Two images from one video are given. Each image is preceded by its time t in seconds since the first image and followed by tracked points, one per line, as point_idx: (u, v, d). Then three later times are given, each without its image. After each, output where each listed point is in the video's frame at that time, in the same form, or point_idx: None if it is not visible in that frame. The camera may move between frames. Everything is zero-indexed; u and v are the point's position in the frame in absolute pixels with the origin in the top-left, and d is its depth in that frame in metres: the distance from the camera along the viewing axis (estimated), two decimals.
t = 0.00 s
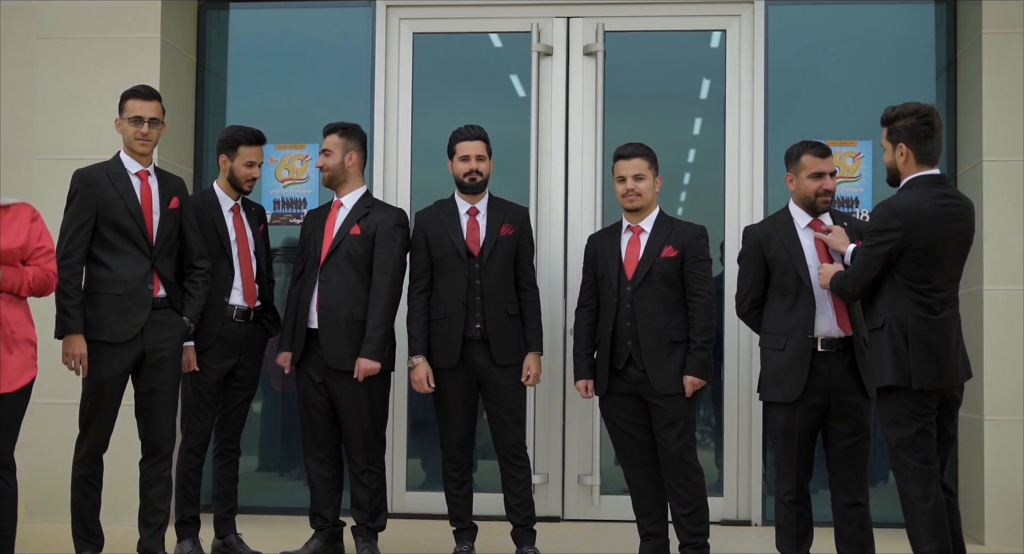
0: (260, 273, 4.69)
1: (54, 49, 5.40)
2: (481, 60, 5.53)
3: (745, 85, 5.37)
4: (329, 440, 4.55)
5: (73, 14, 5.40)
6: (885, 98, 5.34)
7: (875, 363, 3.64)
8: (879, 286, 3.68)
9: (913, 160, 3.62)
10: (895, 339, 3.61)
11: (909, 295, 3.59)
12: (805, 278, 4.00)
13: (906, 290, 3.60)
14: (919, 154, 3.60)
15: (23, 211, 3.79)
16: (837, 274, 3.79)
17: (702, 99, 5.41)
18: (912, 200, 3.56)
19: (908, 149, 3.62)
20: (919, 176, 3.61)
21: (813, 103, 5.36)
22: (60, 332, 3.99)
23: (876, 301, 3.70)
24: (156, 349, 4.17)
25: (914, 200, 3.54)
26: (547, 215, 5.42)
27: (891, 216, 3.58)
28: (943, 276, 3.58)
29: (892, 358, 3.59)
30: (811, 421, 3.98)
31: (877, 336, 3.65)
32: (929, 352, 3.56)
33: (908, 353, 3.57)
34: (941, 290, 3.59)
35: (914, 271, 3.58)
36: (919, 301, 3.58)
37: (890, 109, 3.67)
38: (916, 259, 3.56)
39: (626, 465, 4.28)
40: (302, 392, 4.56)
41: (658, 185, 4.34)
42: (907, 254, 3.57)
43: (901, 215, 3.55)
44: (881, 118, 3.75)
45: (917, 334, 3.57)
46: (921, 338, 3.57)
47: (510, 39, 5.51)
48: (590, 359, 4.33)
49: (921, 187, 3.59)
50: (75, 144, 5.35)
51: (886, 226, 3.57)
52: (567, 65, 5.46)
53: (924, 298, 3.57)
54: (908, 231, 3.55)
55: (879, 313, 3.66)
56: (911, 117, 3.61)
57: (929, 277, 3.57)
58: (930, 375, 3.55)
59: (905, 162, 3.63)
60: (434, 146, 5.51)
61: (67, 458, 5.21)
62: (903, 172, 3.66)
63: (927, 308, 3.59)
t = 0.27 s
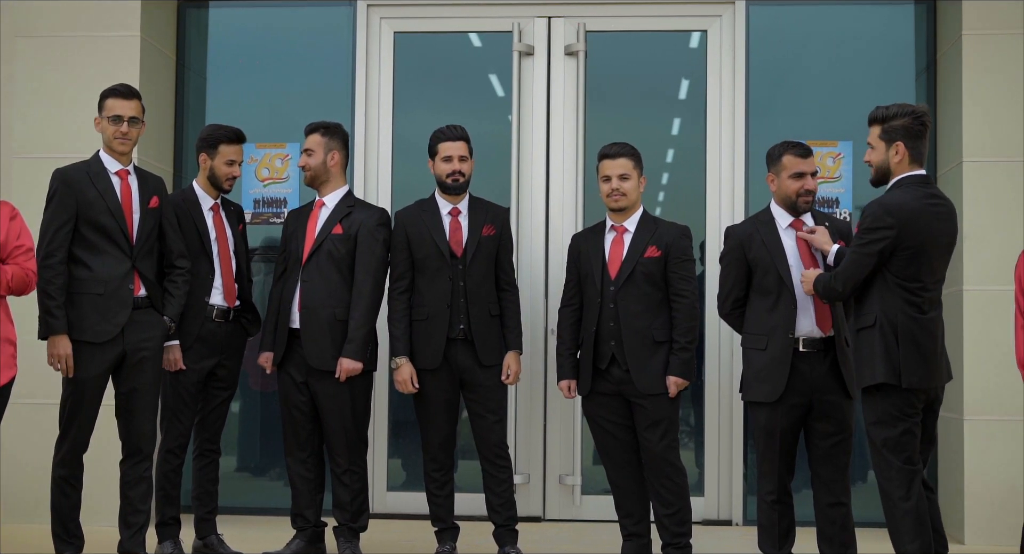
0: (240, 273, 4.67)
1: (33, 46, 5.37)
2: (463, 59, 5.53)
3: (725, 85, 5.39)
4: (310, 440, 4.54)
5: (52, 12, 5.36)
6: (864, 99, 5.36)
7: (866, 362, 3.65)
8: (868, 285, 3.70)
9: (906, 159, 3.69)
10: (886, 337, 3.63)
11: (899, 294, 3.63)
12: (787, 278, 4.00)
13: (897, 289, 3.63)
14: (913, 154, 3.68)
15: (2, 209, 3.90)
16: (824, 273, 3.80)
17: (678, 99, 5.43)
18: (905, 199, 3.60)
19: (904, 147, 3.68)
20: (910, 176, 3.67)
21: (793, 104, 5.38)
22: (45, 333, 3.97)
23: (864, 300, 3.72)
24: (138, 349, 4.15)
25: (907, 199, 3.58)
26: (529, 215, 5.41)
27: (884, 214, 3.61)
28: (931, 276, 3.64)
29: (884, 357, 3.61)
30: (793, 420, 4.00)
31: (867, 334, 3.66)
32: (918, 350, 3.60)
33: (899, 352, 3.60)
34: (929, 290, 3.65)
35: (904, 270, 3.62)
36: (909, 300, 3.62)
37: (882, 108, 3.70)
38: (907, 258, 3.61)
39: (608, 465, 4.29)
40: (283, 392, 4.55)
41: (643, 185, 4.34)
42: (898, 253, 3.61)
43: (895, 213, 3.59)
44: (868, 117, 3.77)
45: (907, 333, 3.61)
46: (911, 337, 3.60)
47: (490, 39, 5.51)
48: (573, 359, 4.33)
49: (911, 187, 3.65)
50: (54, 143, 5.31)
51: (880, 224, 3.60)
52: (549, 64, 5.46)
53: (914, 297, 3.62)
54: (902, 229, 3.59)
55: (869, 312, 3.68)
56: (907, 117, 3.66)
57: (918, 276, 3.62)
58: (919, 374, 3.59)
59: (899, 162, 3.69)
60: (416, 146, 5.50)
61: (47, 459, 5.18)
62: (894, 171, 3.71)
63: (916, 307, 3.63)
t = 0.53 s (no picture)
0: (228, 272, 4.66)
1: (21, 45, 5.34)
2: (451, 59, 5.52)
3: (714, 86, 5.40)
4: (300, 440, 4.53)
5: (40, 11, 5.34)
6: (853, 100, 5.38)
7: (865, 360, 3.66)
8: (865, 284, 3.72)
9: (907, 158, 3.71)
10: (886, 335, 3.64)
11: (898, 293, 3.66)
12: (776, 278, 4.01)
13: (895, 287, 3.66)
14: (914, 153, 3.71)
15: None
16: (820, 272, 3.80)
17: (667, 99, 5.43)
18: (905, 198, 3.63)
19: (906, 147, 3.70)
20: (911, 176, 3.70)
21: (782, 105, 5.39)
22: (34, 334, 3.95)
23: (861, 299, 3.74)
24: (127, 349, 4.13)
25: (908, 198, 3.62)
26: (518, 215, 5.42)
27: (884, 213, 3.63)
28: (927, 276, 3.68)
29: (884, 355, 3.62)
30: (782, 420, 4.01)
31: (866, 333, 3.68)
32: (916, 350, 3.62)
33: (898, 351, 3.62)
34: (925, 290, 3.69)
35: (903, 269, 3.65)
36: (908, 300, 3.65)
37: (883, 109, 3.72)
38: (906, 257, 3.64)
39: (599, 465, 4.29)
40: (272, 391, 4.54)
41: (634, 185, 4.34)
42: (898, 252, 3.63)
43: (896, 213, 3.61)
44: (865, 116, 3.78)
45: (906, 331, 3.63)
46: (909, 335, 3.63)
47: (477, 39, 5.51)
48: (564, 359, 4.33)
49: (910, 187, 3.68)
50: (43, 142, 5.29)
51: (881, 223, 3.62)
52: (538, 64, 5.46)
53: (913, 296, 3.65)
54: (902, 228, 3.61)
55: (867, 310, 3.69)
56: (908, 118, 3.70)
57: (916, 276, 3.66)
58: (918, 372, 3.62)
59: (900, 162, 3.72)
60: (405, 145, 5.50)
61: (35, 459, 5.15)
62: (894, 171, 3.73)
63: (914, 306, 3.66)
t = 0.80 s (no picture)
0: (218, 271, 4.65)
1: (9, 44, 5.32)
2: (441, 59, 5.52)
3: (704, 86, 5.40)
4: (290, 440, 4.52)
5: (29, 10, 5.32)
6: (842, 100, 5.39)
7: (864, 359, 3.67)
8: (862, 284, 3.73)
9: (907, 159, 3.74)
10: (885, 334, 3.66)
11: (897, 292, 3.68)
12: (767, 279, 4.02)
13: (894, 287, 3.68)
14: (913, 154, 3.74)
15: None
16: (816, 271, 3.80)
17: (655, 99, 5.44)
18: (905, 198, 3.66)
19: (906, 148, 3.72)
20: (910, 177, 3.73)
21: (772, 105, 5.40)
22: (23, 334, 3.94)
23: (858, 298, 3.75)
24: (117, 349, 4.12)
25: (908, 199, 3.64)
26: (507, 215, 5.41)
27: (886, 213, 3.65)
28: (922, 276, 3.72)
29: (884, 354, 3.64)
30: (773, 420, 4.01)
31: (866, 332, 3.68)
32: (915, 348, 3.65)
33: (898, 349, 3.64)
34: (920, 290, 3.72)
35: (902, 269, 3.67)
36: (906, 299, 3.68)
37: (882, 111, 3.73)
38: (905, 257, 3.66)
39: (591, 465, 4.29)
40: (262, 391, 4.53)
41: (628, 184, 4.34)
42: (898, 252, 3.65)
43: (897, 213, 3.63)
44: (864, 118, 3.78)
45: (905, 330, 3.65)
46: (909, 334, 3.65)
47: (465, 38, 5.51)
48: (557, 359, 4.33)
49: (908, 188, 3.70)
50: (32, 142, 5.27)
51: (883, 223, 3.63)
52: (527, 64, 5.46)
53: (911, 295, 3.68)
54: (903, 228, 3.64)
55: (866, 309, 3.70)
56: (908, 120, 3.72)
57: (913, 276, 3.69)
58: (917, 370, 3.64)
59: (899, 163, 3.73)
60: (395, 145, 5.49)
61: (24, 460, 5.13)
62: (894, 172, 3.75)
63: (911, 305, 3.69)
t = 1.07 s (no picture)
0: (208, 271, 4.63)
1: None
2: (431, 58, 5.51)
3: (694, 86, 5.41)
4: (280, 440, 4.51)
5: (17, 9, 5.29)
6: (831, 101, 5.40)
7: (867, 358, 3.67)
8: (861, 283, 3.74)
9: (904, 160, 3.76)
10: (887, 332, 3.67)
11: (897, 291, 3.70)
12: (757, 279, 4.03)
13: (894, 286, 3.70)
14: (910, 155, 3.76)
15: None
16: (816, 269, 3.80)
17: (642, 99, 5.45)
18: (905, 198, 3.67)
19: (905, 149, 3.74)
20: (907, 178, 3.75)
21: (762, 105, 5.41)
22: (12, 334, 3.92)
23: (858, 297, 3.75)
24: (106, 349, 4.10)
25: (908, 198, 3.66)
26: (497, 214, 5.41)
27: (887, 213, 3.66)
28: (919, 275, 3.75)
29: (887, 352, 3.64)
30: (764, 420, 4.02)
31: (868, 330, 3.69)
32: (916, 345, 3.67)
33: (900, 347, 3.65)
34: (917, 288, 3.76)
35: (901, 267, 3.70)
36: (906, 297, 3.70)
37: (882, 112, 3.73)
38: (905, 256, 3.69)
39: (583, 465, 4.30)
40: (252, 392, 4.52)
41: (622, 184, 4.35)
42: (899, 251, 3.67)
43: (898, 212, 3.65)
44: (863, 118, 3.78)
45: (906, 328, 3.67)
46: (910, 331, 3.67)
47: (453, 38, 5.50)
48: (551, 359, 4.33)
49: (905, 188, 3.73)
50: (21, 141, 5.25)
51: (884, 223, 3.64)
52: (517, 64, 5.46)
53: (911, 294, 3.70)
54: (904, 227, 3.66)
55: (867, 308, 3.70)
56: (907, 123, 3.73)
57: (911, 274, 3.72)
58: (918, 367, 3.66)
59: (897, 164, 3.75)
60: (386, 144, 5.49)
61: (13, 461, 5.11)
62: (891, 172, 3.77)
63: (910, 304, 3.71)
